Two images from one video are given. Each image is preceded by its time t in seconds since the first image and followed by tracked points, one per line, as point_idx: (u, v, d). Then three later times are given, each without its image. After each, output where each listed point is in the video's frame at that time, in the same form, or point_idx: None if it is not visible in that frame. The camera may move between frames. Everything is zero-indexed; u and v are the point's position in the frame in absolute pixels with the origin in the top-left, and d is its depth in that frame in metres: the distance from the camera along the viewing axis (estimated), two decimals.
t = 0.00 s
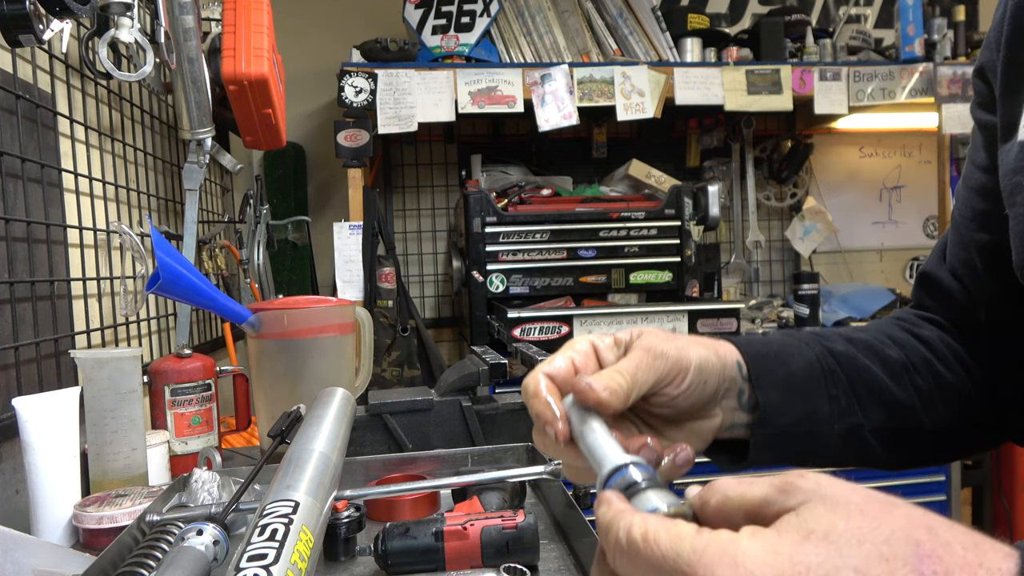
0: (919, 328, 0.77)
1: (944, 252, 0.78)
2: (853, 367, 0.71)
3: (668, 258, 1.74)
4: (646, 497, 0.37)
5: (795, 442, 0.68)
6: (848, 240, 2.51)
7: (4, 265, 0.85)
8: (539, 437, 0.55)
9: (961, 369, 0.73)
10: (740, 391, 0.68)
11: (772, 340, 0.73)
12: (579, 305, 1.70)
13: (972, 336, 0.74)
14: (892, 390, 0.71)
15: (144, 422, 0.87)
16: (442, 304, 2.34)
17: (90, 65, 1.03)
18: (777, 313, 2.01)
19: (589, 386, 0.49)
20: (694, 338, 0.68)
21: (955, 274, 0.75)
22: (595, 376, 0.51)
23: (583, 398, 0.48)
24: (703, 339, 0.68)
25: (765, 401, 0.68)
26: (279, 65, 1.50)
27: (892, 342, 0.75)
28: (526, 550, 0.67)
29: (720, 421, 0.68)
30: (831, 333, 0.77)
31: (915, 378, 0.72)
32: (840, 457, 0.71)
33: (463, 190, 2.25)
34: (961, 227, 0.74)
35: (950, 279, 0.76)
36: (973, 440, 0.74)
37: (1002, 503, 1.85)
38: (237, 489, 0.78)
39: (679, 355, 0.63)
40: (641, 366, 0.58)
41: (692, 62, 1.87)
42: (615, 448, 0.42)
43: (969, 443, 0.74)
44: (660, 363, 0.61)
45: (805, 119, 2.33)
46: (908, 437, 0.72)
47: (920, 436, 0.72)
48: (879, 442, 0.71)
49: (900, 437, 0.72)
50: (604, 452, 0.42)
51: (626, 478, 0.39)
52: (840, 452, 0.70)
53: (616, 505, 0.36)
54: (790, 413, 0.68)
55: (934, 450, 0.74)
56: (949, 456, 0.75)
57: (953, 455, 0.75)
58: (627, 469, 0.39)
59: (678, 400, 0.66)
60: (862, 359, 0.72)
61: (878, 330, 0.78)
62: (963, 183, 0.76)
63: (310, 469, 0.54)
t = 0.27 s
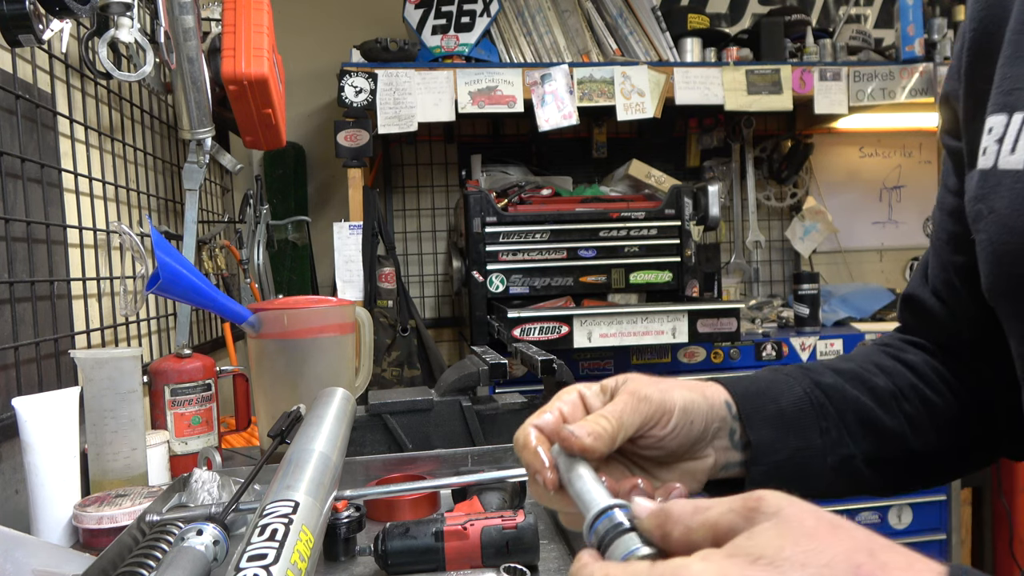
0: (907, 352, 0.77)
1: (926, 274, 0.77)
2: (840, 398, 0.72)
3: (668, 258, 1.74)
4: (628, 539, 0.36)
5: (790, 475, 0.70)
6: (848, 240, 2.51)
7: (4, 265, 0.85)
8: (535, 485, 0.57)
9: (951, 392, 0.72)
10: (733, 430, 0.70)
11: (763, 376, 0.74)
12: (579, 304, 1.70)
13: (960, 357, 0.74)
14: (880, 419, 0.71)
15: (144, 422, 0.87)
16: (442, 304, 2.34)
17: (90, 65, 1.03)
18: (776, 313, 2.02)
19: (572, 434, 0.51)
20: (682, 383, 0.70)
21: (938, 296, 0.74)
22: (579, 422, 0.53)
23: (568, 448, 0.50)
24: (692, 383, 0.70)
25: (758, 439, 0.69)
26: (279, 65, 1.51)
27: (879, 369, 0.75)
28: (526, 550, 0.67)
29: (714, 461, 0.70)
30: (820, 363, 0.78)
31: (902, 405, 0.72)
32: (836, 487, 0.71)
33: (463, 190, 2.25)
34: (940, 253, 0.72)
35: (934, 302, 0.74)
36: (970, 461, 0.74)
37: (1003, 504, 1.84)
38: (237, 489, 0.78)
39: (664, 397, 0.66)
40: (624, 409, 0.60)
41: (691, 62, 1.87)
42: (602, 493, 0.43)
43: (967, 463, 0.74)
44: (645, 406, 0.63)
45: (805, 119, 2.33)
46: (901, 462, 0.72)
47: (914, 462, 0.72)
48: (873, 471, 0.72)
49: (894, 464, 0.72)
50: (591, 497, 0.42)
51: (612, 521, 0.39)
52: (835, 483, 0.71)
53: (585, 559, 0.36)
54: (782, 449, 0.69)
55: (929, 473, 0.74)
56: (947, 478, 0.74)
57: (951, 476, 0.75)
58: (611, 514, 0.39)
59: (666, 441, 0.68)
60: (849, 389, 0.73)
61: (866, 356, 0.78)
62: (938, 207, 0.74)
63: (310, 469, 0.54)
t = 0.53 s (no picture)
0: (883, 369, 0.76)
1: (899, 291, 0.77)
2: (819, 415, 0.70)
3: (668, 258, 1.74)
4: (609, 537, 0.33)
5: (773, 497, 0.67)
6: (848, 240, 2.51)
7: (4, 265, 0.85)
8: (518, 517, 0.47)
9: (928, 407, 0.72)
10: (715, 449, 0.66)
11: (739, 397, 0.72)
12: (579, 304, 1.70)
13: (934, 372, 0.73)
14: (860, 435, 0.70)
15: (144, 422, 0.87)
16: (442, 304, 2.34)
17: (90, 65, 1.03)
18: (776, 313, 2.02)
19: (551, 451, 0.43)
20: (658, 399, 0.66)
21: (911, 313, 0.74)
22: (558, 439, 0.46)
23: (549, 467, 0.43)
24: (668, 401, 0.66)
25: (740, 458, 0.66)
26: (279, 65, 1.51)
27: (856, 387, 0.74)
28: (526, 550, 0.67)
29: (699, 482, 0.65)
30: (796, 381, 0.76)
31: (881, 422, 0.71)
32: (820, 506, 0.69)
33: (463, 190, 2.25)
34: (914, 270, 0.73)
35: (907, 320, 0.74)
36: (946, 475, 0.74)
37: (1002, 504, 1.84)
38: (236, 489, 0.78)
39: (644, 411, 0.60)
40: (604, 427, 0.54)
41: (691, 62, 1.87)
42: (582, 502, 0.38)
43: (943, 478, 0.74)
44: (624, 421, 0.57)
45: (805, 118, 2.33)
46: (881, 479, 0.71)
47: (893, 478, 0.71)
48: (854, 488, 0.70)
49: (874, 481, 0.71)
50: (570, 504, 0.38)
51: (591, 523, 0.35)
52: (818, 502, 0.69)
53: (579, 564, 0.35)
54: (763, 467, 0.66)
55: (908, 489, 0.73)
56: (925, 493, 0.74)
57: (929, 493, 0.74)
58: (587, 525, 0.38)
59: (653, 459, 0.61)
60: (828, 406, 0.71)
61: (841, 374, 0.78)
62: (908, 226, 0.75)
63: (309, 469, 0.54)
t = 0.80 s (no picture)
0: (871, 379, 0.77)
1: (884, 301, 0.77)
2: (809, 427, 0.71)
3: (668, 258, 1.74)
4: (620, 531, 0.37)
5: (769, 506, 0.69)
6: (848, 240, 2.51)
7: (4, 265, 0.85)
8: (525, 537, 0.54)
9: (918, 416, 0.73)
10: (713, 461, 0.69)
11: (734, 412, 0.74)
12: (579, 304, 1.70)
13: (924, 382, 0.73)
14: (851, 446, 0.71)
15: (144, 422, 0.87)
16: (442, 303, 2.34)
17: (90, 65, 1.03)
18: (776, 313, 2.02)
19: (550, 465, 0.48)
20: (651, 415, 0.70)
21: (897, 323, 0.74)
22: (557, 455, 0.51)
23: (550, 483, 0.48)
24: (662, 418, 0.70)
25: (738, 473, 0.68)
26: (279, 65, 1.50)
27: (845, 398, 0.75)
28: (526, 550, 0.67)
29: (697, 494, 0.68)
30: (787, 394, 0.77)
31: (873, 432, 0.72)
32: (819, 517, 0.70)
33: (463, 190, 2.25)
34: (899, 281, 0.73)
35: (893, 330, 0.75)
36: (943, 482, 0.74)
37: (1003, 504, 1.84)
38: (237, 489, 0.78)
39: (636, 426, 0.64)
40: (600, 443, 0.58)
41: (691, 62, 1.87)
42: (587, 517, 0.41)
43: (941, 484, 0.74)
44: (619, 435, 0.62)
45: (805, 119, 2.33)
46: (876, 489, 0.72)
47: (889, 487, 0.72)
48: (848, 499, 0.71)
49: (870, 490, 0.71)
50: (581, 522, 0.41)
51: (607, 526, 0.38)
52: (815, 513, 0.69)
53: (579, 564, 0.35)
54: (761, 481, 0.68)
55: (904, 498, 0.73)
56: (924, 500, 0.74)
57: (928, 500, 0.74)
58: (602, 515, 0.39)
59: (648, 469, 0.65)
60: (817, 418, 0.72)
61: (831, 384, 0.78)
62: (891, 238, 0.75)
63: (309, 469, 0.54)
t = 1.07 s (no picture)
0: (891, 364, 0.75)
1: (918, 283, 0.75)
2: (818, 411, 0.71)
3: (668, 258, 1.74)
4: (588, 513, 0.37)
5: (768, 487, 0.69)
6: (848, 240, 2.51)
7: (4, 265, 0.85)
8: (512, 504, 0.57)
9: (937, 406, 0.71)
10: (709, 439, 0.71)
11: (740, 391, 0.75)
12: (579, 304, 1.70)
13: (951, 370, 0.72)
14: (860, 431, 0.70)
15: (144, 422, 0.87)
16: (442, 303, 2.34)
17: (90, 65, 1.03)
18: (776, 313, 2.02)
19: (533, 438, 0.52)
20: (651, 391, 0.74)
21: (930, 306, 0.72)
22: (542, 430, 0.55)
23: (532, 454, 0.52)
24: (665, 395, 0.73)
25: (737, 451, 0.69)
26: (280, 66, 1.51)
27: (861, 382, 0.74)
28: (526, 550, 0.67)
29: (690, 468, 0.71)
30: (799, 377, 0.77)
31: (886, 417, 0.71)
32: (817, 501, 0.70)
33: (463, 190, 2.25)
34: (936, 260, 0.71)
35: (926, 313, 0.73)
36: (957, 476, 0.73)
37: (1003, 504, 1.84)
38: (237, 489, 0.78)
39: (627, 403, 0.68)
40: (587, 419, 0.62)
41: (691, 62, 1.87)
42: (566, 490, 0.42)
43: (953, 478, 0.73)
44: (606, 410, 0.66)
45: (805, 119, 2.33)
46: (883, 477, 0.71)
47: (896, 475, 0.71)
48: (852, 485, 0.70)
49: (875, 478, 0.71)
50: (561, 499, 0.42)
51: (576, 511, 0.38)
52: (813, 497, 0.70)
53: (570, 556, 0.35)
54: (760, 461, 0.69)
55: (911, 489, 0.72)
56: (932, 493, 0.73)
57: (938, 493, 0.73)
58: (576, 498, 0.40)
59: (636, 444, 0.70)
60: (826, 401, 0.72)
61: (847, 369, 0.78)
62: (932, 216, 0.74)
63: (310, 469, 0.54)
